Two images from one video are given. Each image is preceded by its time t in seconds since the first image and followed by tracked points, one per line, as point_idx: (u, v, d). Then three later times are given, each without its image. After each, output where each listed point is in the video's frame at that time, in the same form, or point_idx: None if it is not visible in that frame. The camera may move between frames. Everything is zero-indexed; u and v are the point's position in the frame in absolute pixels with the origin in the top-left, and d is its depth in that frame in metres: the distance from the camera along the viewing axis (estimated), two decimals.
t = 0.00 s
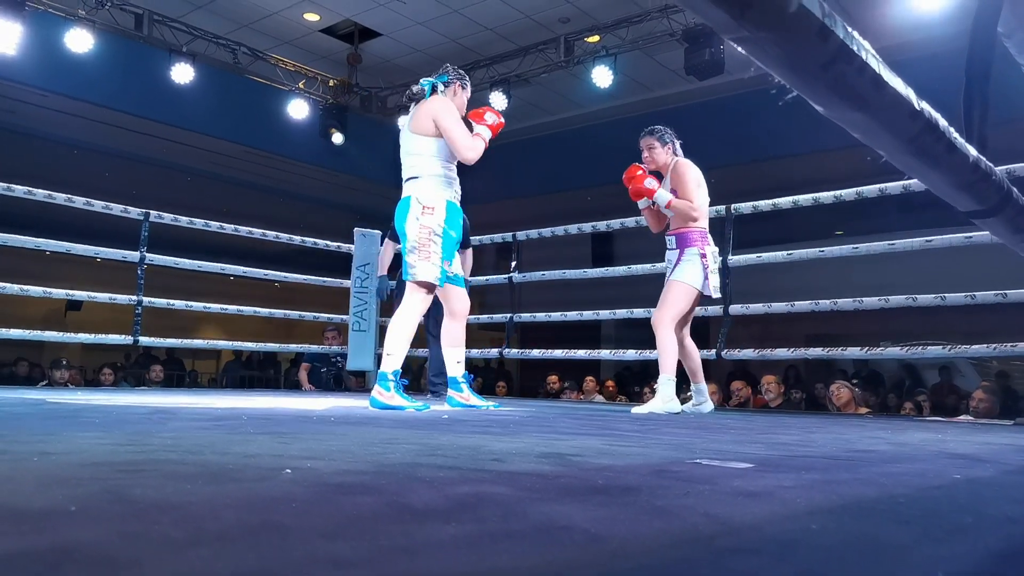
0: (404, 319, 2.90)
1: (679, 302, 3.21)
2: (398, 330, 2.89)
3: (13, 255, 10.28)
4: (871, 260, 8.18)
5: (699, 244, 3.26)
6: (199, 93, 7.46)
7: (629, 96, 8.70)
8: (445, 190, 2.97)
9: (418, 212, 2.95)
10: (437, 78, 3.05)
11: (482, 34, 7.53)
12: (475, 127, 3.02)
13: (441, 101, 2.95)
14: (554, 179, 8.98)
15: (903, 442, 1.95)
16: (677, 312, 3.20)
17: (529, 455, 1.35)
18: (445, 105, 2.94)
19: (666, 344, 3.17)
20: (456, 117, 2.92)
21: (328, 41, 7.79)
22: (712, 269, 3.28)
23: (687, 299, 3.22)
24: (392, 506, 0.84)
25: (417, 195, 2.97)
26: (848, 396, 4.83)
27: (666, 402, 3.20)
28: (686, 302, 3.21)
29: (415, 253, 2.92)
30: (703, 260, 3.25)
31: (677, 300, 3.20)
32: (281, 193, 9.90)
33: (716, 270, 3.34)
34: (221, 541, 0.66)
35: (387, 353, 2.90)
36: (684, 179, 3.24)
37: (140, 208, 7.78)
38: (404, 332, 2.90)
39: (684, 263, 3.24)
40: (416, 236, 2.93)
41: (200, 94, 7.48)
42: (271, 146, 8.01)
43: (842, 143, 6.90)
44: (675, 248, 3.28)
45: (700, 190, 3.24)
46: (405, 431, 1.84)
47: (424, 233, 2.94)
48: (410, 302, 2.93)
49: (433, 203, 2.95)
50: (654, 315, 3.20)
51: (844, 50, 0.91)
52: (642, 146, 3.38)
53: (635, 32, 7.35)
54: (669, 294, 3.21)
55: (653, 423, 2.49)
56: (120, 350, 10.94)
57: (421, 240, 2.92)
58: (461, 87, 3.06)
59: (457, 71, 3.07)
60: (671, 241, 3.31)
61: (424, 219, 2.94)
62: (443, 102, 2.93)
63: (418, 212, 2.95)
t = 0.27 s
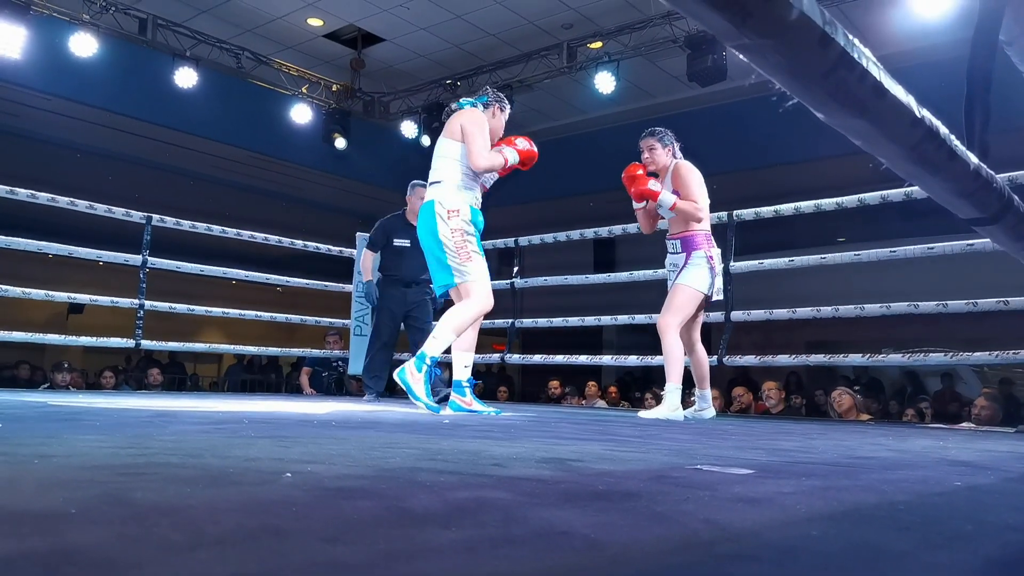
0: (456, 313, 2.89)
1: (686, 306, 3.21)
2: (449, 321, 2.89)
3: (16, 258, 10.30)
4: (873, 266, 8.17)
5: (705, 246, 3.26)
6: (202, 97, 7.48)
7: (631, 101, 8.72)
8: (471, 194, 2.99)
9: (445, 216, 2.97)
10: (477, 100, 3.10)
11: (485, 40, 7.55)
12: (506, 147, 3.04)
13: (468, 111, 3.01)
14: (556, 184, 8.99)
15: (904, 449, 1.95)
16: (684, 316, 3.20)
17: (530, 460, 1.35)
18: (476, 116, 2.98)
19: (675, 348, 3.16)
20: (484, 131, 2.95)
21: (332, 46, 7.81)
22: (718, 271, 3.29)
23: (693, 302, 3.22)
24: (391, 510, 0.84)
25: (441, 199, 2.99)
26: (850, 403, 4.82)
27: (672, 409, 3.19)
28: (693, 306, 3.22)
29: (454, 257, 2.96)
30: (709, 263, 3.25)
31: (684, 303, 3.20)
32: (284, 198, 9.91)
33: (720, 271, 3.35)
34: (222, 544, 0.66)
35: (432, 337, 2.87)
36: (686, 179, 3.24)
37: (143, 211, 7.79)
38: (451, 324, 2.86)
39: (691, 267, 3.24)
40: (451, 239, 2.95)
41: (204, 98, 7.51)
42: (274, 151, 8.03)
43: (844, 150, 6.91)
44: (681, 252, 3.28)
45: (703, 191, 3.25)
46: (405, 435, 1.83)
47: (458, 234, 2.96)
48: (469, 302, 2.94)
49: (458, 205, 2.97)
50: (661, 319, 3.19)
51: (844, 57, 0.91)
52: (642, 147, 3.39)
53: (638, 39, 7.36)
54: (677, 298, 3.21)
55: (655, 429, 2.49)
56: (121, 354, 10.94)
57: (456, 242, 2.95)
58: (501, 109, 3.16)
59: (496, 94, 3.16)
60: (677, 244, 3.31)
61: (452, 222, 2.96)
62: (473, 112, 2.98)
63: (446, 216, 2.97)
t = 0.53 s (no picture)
0: (478, 306, 2.91)
1: (689, 308, 3.21)
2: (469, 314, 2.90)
3: (18, 258, 10.30)
4: (875, 268, 8.17)
5: (703, 246, 3.25)
6: (205, 98, 7.48)
7: (633, 103, 8.72)
8: (482, 186, 3.03)
9: (456, 208, 3.00)
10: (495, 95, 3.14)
11: (488, 41, 7.56)
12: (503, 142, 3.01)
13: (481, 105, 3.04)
14: (558, 186, 8.99)
15: (904, 451, 1.94)
16: (688, 317, 3.20)
17: (530, 461, 1.35)
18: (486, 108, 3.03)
19: (677, 349, 3.16)
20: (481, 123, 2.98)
21: (334, 47, 7.82)
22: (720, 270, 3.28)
23: (695, 304, 3.22)
24: (390, 509, 0.84)
25: (452, 192, 3.02)
26: (851, 406, 4.81)
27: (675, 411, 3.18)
28: (694, 307, 3.22)
29: (467, 249, 2.98)
30: (710, 263, 3.25)
31: (686, 305, 3.20)
32: (285, 199, 9.92)
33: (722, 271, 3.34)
34: (221, 542, 0.66)
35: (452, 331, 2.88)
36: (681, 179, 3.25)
37: (144, 212, 7.80)
38: (473, 318, 2.90)
39: (691, 268, 3.24)
40: (463, 231, 2.97)
41: (206, 99, 7.52)
42: (276, 151, 8.04)
43: (846, 152, 6.91)
44: (681, 253, 3.28)
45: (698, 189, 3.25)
46: (406, 436, 1.83)
47: (470, 226, 2.99)
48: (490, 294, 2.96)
49: (469, 198, 3.00)
50: (665, 321, 3.18)
51: (846, 56, 0.91)
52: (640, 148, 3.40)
53: (640, 41, 7.37)
54: (678, 299, 3.21)
55: (655, 430, 2.48)
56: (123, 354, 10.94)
57: (470, 234, 2.97)
58: (519, 104, 3.15)
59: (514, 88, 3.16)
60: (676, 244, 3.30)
61: (464, 214, 2.99)
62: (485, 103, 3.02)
63: (457, 209, 2.99)
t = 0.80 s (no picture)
0: (452, 323, 2.80)
1: (689, 311, 3.20)
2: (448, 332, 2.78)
3: (19, 258, 10.31)
4: (875, 269, 8.16)
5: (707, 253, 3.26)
6: (205, 98, 7.48)
7: (634, 104, 8.72)
8: (484, 189, 2.88)
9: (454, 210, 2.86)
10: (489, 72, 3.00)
11: (489, 42, 7.55)
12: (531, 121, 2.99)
13: (493, 92, 2.87)
14: (559, 186, 8.98)
15: (905, 451, 1.94)
16: (688, 320, 3.20)
17: (530, 460, 1.34)
18: (499, 93, 2.88)
19: (676, 352, 3.16)
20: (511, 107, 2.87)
21: (334, 47, 7.81)
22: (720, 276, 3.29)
23: (695, 308, 3.22)
24: (389, 507, 0.84)
25: (452, 190, 2.87)
26: (851, 406, 4.81)
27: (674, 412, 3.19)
28: (695, 311, 3.21)
29: (456, 254, 2.86)
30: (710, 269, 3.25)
31: (686, 308, 3.19)
32: (286, 199, 9.92)
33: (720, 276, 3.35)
34: (220, 539, 0.66)
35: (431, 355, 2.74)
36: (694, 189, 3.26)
37: (144, 212, 7.81)
38: (446, 335, 2.78)
39: (693, 272, 3.23)
40: (457, 236, 2.85)
41: (207, 98, 7.52)
42: (276, 151, 8.04)
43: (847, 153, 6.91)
44: (683, 259, 3.26)
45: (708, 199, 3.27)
46: (406, 435, 1.83)
47: (465, 232, 2.86)
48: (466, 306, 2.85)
49: (469, 200, 2.86)
50: (665, 323, 3.19)
51: (847, 53, 0.91)
52: (644, 157, 3.35)
53: (641, 41, 7.37)
54: (679, 302, 3.21)
55: (655, 431, 2.48)
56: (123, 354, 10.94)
57: (461, 240, 2.86)
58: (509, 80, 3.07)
59: (504, 64, 3.06)
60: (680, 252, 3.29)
61: (461, 218, 2.85)
62: (499, 88, 2.87)
63: (454, 210, 2.85)
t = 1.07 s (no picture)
0: (463, 314, 2.60)
1: (687, 308, 3.20)
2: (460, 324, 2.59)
3: (19, 257, 10.31)
4: (875, 269, 8.16)
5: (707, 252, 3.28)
6: (205, 97, 7.48)
7: (634, 103, 8.73)
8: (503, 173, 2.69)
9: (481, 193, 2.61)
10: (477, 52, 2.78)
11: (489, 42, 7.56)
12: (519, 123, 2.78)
13: (496, 73, 2.69)
14: (559, 186, 8.98)
15: (904, 451, 1.94)
16: (686, 318, 3.20)
17: (529, 459, 1.34)
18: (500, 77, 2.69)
19: (676, 349, 3.16)
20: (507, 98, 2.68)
21: (334, 47, 7.81)
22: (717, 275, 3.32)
23: (692, 305, 3.22)
24: (388, 504, 0.84)
25: (478, 172, 2.62)
26: (851, 406, 4.81)
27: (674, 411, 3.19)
28: (692, 308, 3.21)
29: (482, 240, 2.60)
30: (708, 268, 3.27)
31: (684, 306, 3.19)
32: (286, 199, 9.93)
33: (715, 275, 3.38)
34: (218, 536, 0.66)
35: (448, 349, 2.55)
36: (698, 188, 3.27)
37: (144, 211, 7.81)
38: (460, 328, 2.59)
39: (694, 271, 3.23)
40: (485, 221, 2.60)
41: (206, 98, 7.52)
42: (276, 151, 8.04)
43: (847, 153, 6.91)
44: (683, 256, 3.27)
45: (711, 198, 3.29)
46: (405, 434, 1.83)
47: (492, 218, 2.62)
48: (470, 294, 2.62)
49: (494, 184, 2.64)
50: (661, 321, 3.18)
51: (844, 52, 0.91)
52: (648, 152, 3.35)
53: (641, 41, 7.37)
54: (677, 300, 3.21)
55: (655, 430, 2.48)
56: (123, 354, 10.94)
57: (490, 224, 2.61)
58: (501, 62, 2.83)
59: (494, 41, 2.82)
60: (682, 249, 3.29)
61: (489, 201, 2.61)
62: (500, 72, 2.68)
63: (482, 192, 2.60)
